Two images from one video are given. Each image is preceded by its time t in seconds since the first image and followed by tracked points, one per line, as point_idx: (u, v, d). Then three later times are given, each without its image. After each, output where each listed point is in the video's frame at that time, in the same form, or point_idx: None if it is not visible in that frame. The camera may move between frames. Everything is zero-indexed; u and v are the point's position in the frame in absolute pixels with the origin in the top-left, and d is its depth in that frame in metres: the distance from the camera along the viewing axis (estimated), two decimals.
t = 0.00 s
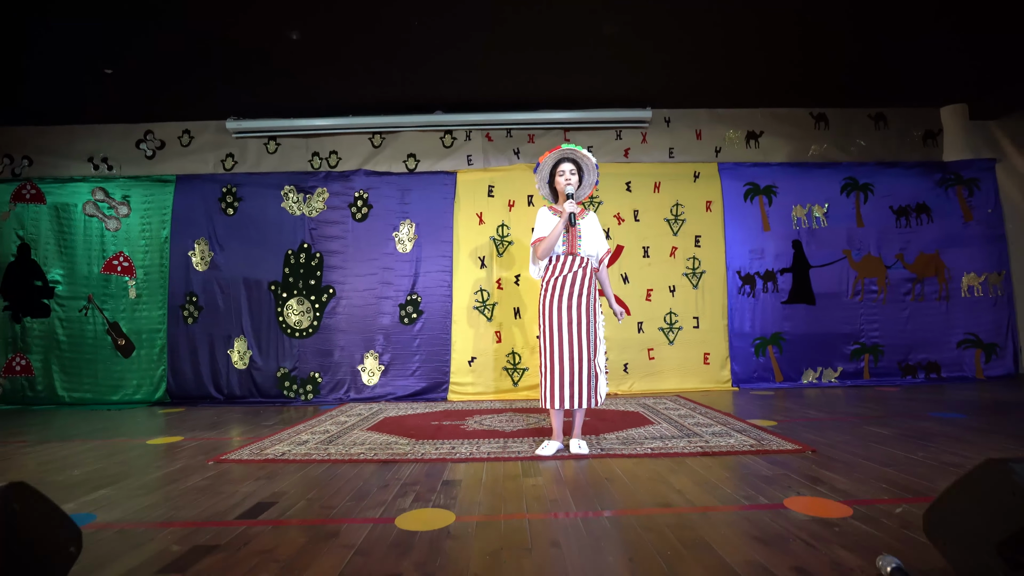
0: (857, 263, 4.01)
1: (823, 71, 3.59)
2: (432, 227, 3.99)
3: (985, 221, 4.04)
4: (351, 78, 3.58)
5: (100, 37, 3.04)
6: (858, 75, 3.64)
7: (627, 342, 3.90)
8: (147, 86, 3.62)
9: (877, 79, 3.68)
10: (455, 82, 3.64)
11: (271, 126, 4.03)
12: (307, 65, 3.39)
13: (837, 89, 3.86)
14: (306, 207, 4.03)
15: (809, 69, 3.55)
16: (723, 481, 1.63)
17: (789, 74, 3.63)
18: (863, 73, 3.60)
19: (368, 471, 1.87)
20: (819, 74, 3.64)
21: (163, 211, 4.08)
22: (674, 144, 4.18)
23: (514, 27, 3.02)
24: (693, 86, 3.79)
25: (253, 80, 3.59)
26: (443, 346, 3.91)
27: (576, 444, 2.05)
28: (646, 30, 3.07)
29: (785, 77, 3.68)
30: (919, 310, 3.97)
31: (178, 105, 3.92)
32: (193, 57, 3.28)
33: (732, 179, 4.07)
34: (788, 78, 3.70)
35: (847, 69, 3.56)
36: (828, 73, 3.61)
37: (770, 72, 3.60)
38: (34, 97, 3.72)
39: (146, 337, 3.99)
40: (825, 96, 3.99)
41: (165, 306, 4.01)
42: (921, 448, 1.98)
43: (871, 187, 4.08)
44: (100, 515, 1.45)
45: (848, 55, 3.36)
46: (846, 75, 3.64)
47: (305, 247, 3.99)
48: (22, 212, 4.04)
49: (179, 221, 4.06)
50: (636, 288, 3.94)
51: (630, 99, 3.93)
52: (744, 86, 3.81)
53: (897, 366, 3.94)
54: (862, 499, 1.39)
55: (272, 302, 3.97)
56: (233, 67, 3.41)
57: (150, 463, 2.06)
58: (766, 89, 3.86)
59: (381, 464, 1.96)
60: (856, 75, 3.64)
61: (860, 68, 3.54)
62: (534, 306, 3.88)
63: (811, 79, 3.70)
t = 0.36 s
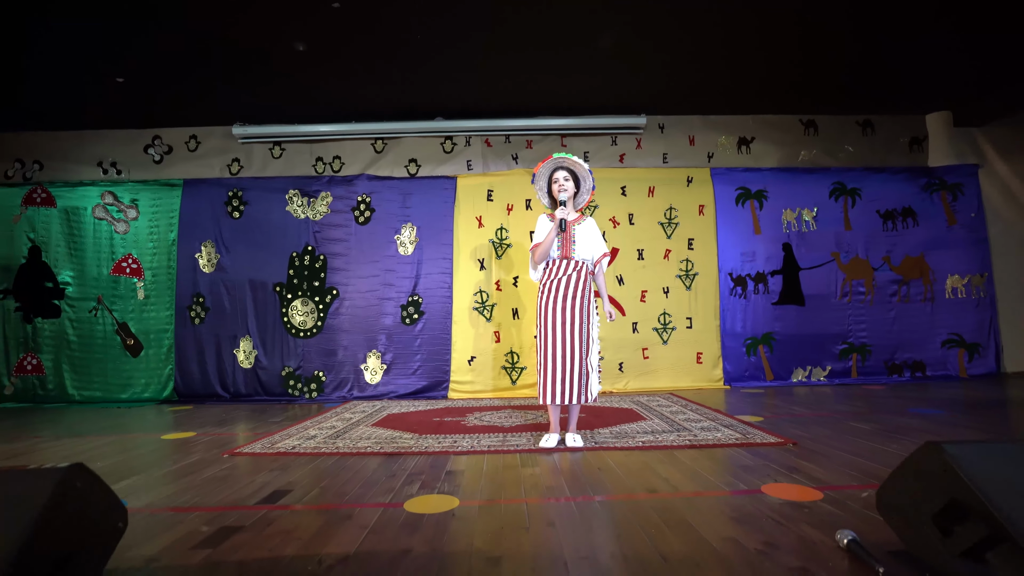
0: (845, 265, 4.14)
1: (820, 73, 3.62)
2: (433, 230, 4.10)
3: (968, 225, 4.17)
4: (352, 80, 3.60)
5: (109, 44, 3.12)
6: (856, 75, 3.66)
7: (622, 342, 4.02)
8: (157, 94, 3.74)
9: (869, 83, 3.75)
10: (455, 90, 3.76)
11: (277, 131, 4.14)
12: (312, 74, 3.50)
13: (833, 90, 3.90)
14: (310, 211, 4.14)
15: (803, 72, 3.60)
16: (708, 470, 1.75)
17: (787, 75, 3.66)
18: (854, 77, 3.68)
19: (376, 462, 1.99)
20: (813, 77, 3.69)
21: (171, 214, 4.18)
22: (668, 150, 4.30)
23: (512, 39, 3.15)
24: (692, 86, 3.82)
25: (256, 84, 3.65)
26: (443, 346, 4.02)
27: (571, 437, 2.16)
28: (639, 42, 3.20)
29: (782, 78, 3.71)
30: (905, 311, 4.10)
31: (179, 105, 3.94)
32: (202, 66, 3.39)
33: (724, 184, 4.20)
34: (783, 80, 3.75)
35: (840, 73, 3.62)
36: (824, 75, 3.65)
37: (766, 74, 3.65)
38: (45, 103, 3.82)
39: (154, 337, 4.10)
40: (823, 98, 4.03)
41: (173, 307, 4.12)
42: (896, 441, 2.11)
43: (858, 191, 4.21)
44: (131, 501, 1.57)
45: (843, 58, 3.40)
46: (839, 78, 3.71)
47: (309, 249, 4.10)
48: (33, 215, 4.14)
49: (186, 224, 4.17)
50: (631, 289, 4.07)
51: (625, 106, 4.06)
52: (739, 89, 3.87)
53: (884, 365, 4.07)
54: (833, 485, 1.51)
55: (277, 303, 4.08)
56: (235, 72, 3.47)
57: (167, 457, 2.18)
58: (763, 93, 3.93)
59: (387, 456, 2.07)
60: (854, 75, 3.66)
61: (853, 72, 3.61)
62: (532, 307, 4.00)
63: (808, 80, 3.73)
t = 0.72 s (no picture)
0: (836, 266, 4.25)
1: (817, 74, 3.67)
2: (434, 231, 4.19)
3: (957, 226, 4.28)
4: (357, 84, 3.70)
5: (114, 46, 3.18)
6: (849, 79, 3.74)
7: (618, 340, 4.12)
8: (164, 97, 3.83)
9: (858, 87, 3.87)
10: (456, 94, 3.85)
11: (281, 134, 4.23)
12: (317, 78, 3.59)
13: (828, 93, 3.97)
14: (313, 212, 4.22)
15: (794, 77, 3.71)
16: (699, 461, 1.85)
17: (778, 80, 3.77)
18: (845, 81, 3.78)
19: (382, 454, 2.08)
20: (805, 81, 3.79)
21: (176, 215, 4.26)
22: (664, 153, 4.40)
23: (512, 46, 3.25)
24: (689, 89, 3.90)
25: (260, 87, 3.72)
26: (444, 344, 4.11)
27: (568, 431, 2.26)
28: (635, 49, 3.31)
29: (777, 81, 3.79)
30: (895, 311, 4.21)
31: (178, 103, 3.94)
32: (210, 71, 3.48)
33: (718, 186, 4.30)
34: (776, 85, 3.85)
35: (830, 78, 3.74)
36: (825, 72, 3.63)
37: (758, 79, 3.75)
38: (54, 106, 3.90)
39: (160, 335, 4.18)
40: (818, 100, 4.10)
41: (178, 306, 4.19)
42: (879, 434, 2.20)
43: (850, 194, 4.31)
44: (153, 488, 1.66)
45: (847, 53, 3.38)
46: (833, 82, 3.78)
47: (312, 249, 4.19)
48: (41, 215, 4.22)
49: (192, 224, 4.25)
50: (627, 289, 4.16)
51: (622, 110, 4.16)
52: (733, 94, 3.98)
53: (874, 363, 4.18)
54: (815, 472, 1.61)
55: (281, 303, 4.16)
56: (237, 73, 3.51)
57: (180, 450, 2.26)
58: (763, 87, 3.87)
59: (393, 448, 2.17)
60: (847, 79, 3.74)
61: (845, 76, 3.69)
62: (531, 307, 4.09)
63: (799, 84, 3.83)
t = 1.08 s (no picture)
0: (832, 268, 4.34)
1: (809, 81, 3.80)
2: (438, 232, 4.27)
3: (949, 229, 4.37)
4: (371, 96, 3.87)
5: (141, 56, 3.30)
6: (843, 84, 3.84)
7: (618, 340, 4.20)
8: (174, 100, 3.90)
9: (853, 92, 3.96)
10: (460, 98, 3.93)
11: (287, 137, 4.30)
12: (324, 83, 3.67)
13: (823, 98, 4.06)
14: (319, 213, 4.29)
15: (791, 82, 3.80)
16: (698, 454, 1.93)
17: (775, 85, 3.87)
18: (840, 87, 3.88)
19: (393, 449, 2.16)
20: (801, 86, 3.88)
21: (184, 216, 4.33)
22: (663, 156, 4.49)
23: (515, 52, 3.33)
24: (687, 94, 3.99)
25: (268, 91, 3.80)
26: (447, 344, 4.18)
27: (572, 427, 2.34)
28: (635, 55, 3.40)
29: (773, 87, 3.88)
30: (889, 311, 4.30)
31: (204, 116, 4.17)
32: (220, 75, 3.56)
33: (717, 189, 4.38)
34: (773, 90, 3.94)
35: (825, 83, 3.83)
36: (815, 90, 3.93)
37: (755, 85, 3.85)
38: (66, 109, 3.98)
39: (168, 334, 4.24)
40: (813, 105, 4.19)
41: (186, 306, 4.26)
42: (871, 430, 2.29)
43: (845, 197, 4.40)
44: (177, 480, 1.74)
45: (831, 75, 3.68)
46: (828, 87, 3.88)
47: (318, 250, 4.26)
48: (51, 216, 4.29)
49: (199, 225, 4.32)
50: (627, 289, 4.24)
51: (622, 114, 4.24)
52: (731, 98, 4.06)
53: (869, 363, 4.27)
54: (808, 465, 1.69)
55: (287, 302, 4.23)
56: (255, 81, 3.65)
57: (196, 445, 2.34)
58: (755, 105, 4.20)
59: (402, 443, 2.24)
60: (841, 84, 3.84)
61: (840, 82, 3.79)
62: (532, 307, 4.17)
63: (796, 89, 3.92)
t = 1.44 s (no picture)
0: (829, 271, 4.43)
1: (806, 90, 3.90)
2: (444, 237, 4.36)
3: (943, 234, 4.47)
4: (370, 96, 3.84)
5: (158, 66, 3.40)
6: (840, 93, 3.94)
7: (621, 342, 4.29)
8: (187, 109, 4.00)
9: (848, 100, 4.07)
10: (467, 107, 4.03)
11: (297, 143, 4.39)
12: (334, 92, 3.76)
13: (820, 106, 4.17)
14: (327, 218, 4.39)
15: (788, 91, 3.91)
16: (700, 453, 2.02)
17: (773, 94, 3.97)
18: (837, 95, 3.98)
19: (407, 448, 2.25)
20: (799, 95, 3.99)
21: (195, 221, 4.42)
22: (664, 162, 4.58)
23: (521, 63, 3.43)
24: (687, 103, 4.09)
25: (279, 100, 3.89)
26: (453, 346, 4.28)
27: (578, 427, 2.43)
28: (638, 65, 3.50)
29: (771, 95, 3.99)
30: (885, 314, 4.40)
31: (209, 119, 4.19)
32: (233, 84, 3.65)
33: (717, 195, 4.48)
34: (771, 98, 4.05)
35: (822, 92, 3.94)
36: (812, 95, 3.97)
37: (754, 93, 3.96)
38: (90, 121, 4.15)
39: (179, 337, 4.33)
40: (811, 112, 4.29)
41: (197, 309, 4.35)
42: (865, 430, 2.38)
43: (842, 202, 4.50)
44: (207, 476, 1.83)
45: (829, 79, 3.72)
46: (825, 95, 3.98)
47: (327, 254, 4.35)
48: (65, 221, 4.38)
49: (210, 230, 4.41)
50: (629, 293, 4.34)
51: (624, 121, 4.34)
52: (730, 106, 4.17)
53: (865, 365, 4.36)
54: (804, 463, 1.79)
55: (296, 306, 4.32)
56: (268, 91, 3.75)
57: (218, 445, 2.43)
58: (754, 108, 4.20)
59: (415, 443, 2.33)
60: (837, 93, 3.95)
61: (837, 90, 3.89)
62: (536, 310, 4.27)
63: (793, 97, 4.03)
